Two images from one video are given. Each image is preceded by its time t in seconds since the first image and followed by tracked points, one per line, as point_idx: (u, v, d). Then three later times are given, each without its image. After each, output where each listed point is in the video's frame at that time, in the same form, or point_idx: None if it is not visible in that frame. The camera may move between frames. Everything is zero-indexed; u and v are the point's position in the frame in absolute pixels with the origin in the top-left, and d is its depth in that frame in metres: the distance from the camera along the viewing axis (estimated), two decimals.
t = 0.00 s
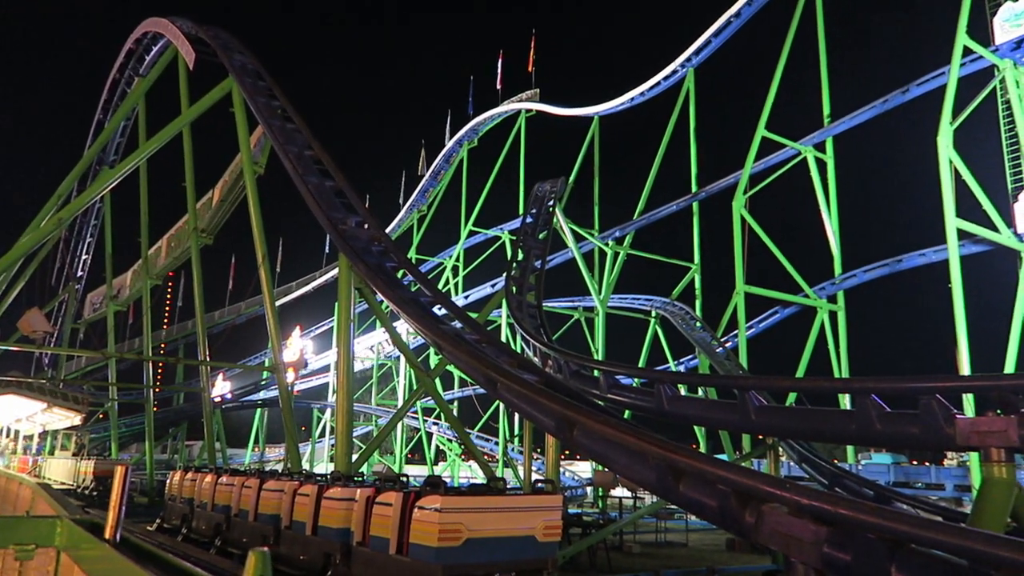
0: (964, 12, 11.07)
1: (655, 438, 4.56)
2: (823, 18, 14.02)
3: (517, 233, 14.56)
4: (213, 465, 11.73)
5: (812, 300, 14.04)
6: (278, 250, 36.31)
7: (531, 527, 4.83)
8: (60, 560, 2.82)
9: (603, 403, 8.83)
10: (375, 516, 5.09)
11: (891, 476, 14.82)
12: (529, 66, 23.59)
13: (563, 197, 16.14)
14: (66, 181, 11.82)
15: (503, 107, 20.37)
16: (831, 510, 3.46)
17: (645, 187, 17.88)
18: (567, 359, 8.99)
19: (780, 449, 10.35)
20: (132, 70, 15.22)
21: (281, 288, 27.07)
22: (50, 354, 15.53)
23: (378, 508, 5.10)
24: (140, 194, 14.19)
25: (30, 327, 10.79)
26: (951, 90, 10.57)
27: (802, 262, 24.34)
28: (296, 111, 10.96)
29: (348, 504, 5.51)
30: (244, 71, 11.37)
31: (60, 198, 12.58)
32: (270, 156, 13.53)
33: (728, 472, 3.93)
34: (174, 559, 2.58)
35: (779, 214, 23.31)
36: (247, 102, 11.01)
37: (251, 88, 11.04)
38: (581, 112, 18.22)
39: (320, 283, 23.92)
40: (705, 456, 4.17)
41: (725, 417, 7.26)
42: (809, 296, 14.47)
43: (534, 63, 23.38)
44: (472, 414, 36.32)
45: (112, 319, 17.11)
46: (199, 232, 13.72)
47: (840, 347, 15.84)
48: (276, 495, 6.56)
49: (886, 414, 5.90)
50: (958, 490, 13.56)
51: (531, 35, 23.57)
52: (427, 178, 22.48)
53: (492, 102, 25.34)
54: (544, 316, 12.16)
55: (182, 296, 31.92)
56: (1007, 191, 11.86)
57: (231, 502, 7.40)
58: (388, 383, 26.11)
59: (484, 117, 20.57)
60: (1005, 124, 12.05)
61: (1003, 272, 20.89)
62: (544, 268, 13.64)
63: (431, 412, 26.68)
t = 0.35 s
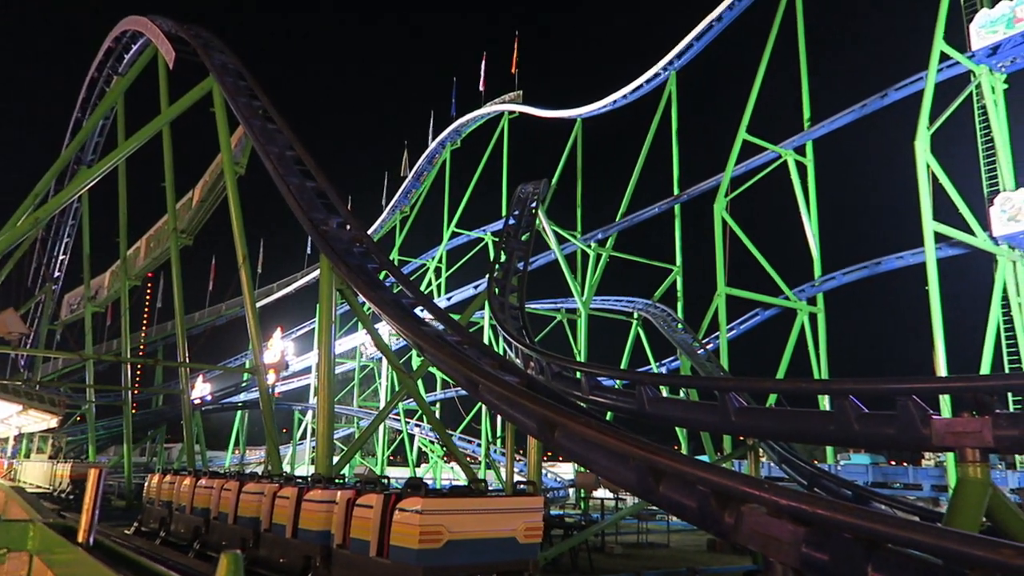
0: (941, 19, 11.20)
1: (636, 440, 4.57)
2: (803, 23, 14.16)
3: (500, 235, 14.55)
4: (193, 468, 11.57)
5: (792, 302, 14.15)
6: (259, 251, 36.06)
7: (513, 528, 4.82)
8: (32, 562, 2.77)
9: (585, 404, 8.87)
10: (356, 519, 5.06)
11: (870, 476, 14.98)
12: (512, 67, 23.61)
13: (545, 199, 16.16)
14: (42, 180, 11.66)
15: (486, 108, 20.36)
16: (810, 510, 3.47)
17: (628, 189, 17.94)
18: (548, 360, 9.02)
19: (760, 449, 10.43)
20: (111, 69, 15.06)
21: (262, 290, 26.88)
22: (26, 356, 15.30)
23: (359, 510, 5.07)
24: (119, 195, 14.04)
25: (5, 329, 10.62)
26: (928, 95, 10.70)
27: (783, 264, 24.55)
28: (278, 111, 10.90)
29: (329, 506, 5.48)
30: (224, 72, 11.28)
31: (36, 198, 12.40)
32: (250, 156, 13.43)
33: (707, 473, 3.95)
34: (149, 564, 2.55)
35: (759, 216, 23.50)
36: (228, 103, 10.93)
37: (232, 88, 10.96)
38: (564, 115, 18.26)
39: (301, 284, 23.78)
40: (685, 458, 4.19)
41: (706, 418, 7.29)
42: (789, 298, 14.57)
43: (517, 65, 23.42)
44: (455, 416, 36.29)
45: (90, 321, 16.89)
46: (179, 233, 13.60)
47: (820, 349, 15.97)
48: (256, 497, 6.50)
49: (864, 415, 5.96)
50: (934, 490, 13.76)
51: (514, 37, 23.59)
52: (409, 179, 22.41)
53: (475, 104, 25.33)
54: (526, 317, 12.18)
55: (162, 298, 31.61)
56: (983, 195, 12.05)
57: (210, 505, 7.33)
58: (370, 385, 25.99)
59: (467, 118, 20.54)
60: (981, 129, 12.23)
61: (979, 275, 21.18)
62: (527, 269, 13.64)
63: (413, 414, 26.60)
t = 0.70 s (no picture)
0: (921, 22, 11.29)
1: (617, 438, 4.57)
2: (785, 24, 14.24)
3: (483, 233, 14.53)
4: (171, 468, 11.45)
5: (774, 301, 14.23)
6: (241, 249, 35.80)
7: (494, 527, 4.82)
8: None
9: (568, 403, 8.87)
10: (337, 518, 5.04)
11: (849, 475, 15.11)
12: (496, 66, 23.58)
13: (529, 198, 16.15)
14: (19, 176, 11.50)
15: (470, 107, 20.32)
16: (788, 508, 3.48)
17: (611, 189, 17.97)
18: (531, 359, 9.02)
19: (741, 448, 10.49)
20: (91, 64, 14.89)
21: (243, 288, 26.68)
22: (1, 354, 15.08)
23: (340, 509, 5.04)
24: (98, 191, 13.89)
25: None
26: (908, 97, 10.79)
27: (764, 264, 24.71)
28: (259, 108, 10.82)
29: (310, 505, 5.45)
30: (205, 68, 11.19)
31: (13, 194, 12.23)
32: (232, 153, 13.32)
33: (686, 472, 3.96)
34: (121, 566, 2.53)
35: (742, 217, 23.64)
36: (209, 99, 10.84)
37: (212, 85, 10.86)
38: (547, 114, 18.25)
39: (283, 282, 23.63)
40: (666, 456, 4.20)
41: (687, 416, 7.31)
42: (771, 298, 14.65)
43: (501, 63, 23.40)
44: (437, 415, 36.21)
45: (68, 320, 16.66)
46: (159, 230, 13.47)
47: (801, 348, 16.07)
48: (236, 497, 6.45)
49: (843, 414, 6.01)
50: (911, 488, 13.91)
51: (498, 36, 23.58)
52: (393, 177, 22.33)
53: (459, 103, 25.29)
54: (509, 316, 12.17)
55: (141, 296, 31.29)
56: (962, 196, 12.18)
57: (189, 504, 7.27)
58: (353, 384, 25.88)
59: (451, 116, 20.49)
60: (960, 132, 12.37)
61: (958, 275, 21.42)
62: (510, 268, 13.64)
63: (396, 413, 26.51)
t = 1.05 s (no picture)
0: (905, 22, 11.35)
1: (601, 437, 4.57)
2: (771, 24, 14.29)
3: (469, 232, 14.51)
4: (155, 468, 11.38)
5: (758, 300, 14.29)
6: (227, 247, 35.58)
7: (478, 526, 4.81)
8: None
9: (553, 402, 8.88)
10: (321, 517, 5.01)
11: (833, 472, 15.22)
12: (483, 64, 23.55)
13: (515, 196, 16.13)
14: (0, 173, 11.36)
15: (457, 105, 20.28)
16: (771, 506, 3.49)
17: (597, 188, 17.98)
18: (517, 357, 9.01)
19: (726, 446, 10.55)
20: (74, 60, 14.74)
21: (229, 286, 26.54)
22: None
23: (324, 508, 5.02)
24: (81, 189, 13.76)
25: None
26: (892, 97, 10.84)
27: (750, 263, 24.84)
28: (244, 105, 10.75)
29: (294, 504, 5.42)
30: (189, 65, 11.10)
31: None
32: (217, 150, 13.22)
33: (670, 470, 3.96)
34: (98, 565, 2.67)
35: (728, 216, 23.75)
36: (193, 96, 10.75)
37: (197, 81, 10.77)
38: (534, 112, 18.24)
39: (269, 280, 23.51)
40: (651, 455, 4.20)
41: (672, 415, 7.33)
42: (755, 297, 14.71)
43: (488, 61, 23.37)
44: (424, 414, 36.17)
45: (50, 318, 16.48)
46: (143, 228, 13.37)
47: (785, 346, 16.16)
48: (220, 496, 6.42)
49: (826, 412, 6.04)
50: (894, 485, 14.04)
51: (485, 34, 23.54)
52: (379, 175, 22.26)
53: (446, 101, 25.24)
54: (496, 314, 12.16)
55: (125, 294, 31.01)
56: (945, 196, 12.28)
57: (173, 504, 7.22)
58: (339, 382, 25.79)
59: (438, 114, 20.44)
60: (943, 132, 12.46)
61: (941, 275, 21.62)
62: (496, 266, 13.63)
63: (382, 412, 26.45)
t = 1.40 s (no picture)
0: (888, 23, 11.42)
1: (584, 434, 4.58)
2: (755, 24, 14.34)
3: (454, 229, 14.48)
4: (136, 466, 11.30)
5: (742, 298, 14.36)
6: (210, 244, 35.28)
7: (461, 523, 4.80)
8: None
9: (537, 400, 8.88)
10: (302, 515, 4.99)
11: (815, 469, 15.34)
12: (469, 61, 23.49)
13: (500, 194, 16.10)
14: None
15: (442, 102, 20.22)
16: (751, 502, 3.50)
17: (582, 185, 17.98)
18: (501, 355, 9.00)
19: (710, 444, 10.59)
20: (54, 54, 14.54)
21: (212, 283, 26.34)
22: None
23: (306, 506, 5.00)
24: (61, 184, 13.58)
25: None
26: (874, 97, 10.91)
27: (734, 261, 24.97)
28: (227, 100, 10.65)
29: (276, 502, 5.40)
30: (171, 60, 10.98)
31: None
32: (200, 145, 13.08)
33: (651, 467, 3.97)
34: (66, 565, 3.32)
35: (712, 214, 23.85)
36: (175, 91, 10.64)
37: (179, 76, 10.66)
38: (520, 110, 18.22)
39: (252, 277, 23.36)
40: (633, 452, 4.21)
41: (656, 412, 7.34)
42: (739, 295, 14.78)
43: (474, 58, 23.32)
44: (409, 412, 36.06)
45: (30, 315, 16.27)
46: (125, 224, 13.22)
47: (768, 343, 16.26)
48: (201, 494, 6.37)
49: (808, 409, 6.08)
50: (875, 482, 14.19)
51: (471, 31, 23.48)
52: (364, 172, 22.16)
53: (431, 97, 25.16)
54: (481, 312, 12.14)
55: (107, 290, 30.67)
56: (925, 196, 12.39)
57: (154, 502, 7.16)
58: (324, 380, 25.69)
59: (423, 111, 20.37)
60: (925, 132, 12.57)
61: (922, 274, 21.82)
62: (482, 264, 13.61)
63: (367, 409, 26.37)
